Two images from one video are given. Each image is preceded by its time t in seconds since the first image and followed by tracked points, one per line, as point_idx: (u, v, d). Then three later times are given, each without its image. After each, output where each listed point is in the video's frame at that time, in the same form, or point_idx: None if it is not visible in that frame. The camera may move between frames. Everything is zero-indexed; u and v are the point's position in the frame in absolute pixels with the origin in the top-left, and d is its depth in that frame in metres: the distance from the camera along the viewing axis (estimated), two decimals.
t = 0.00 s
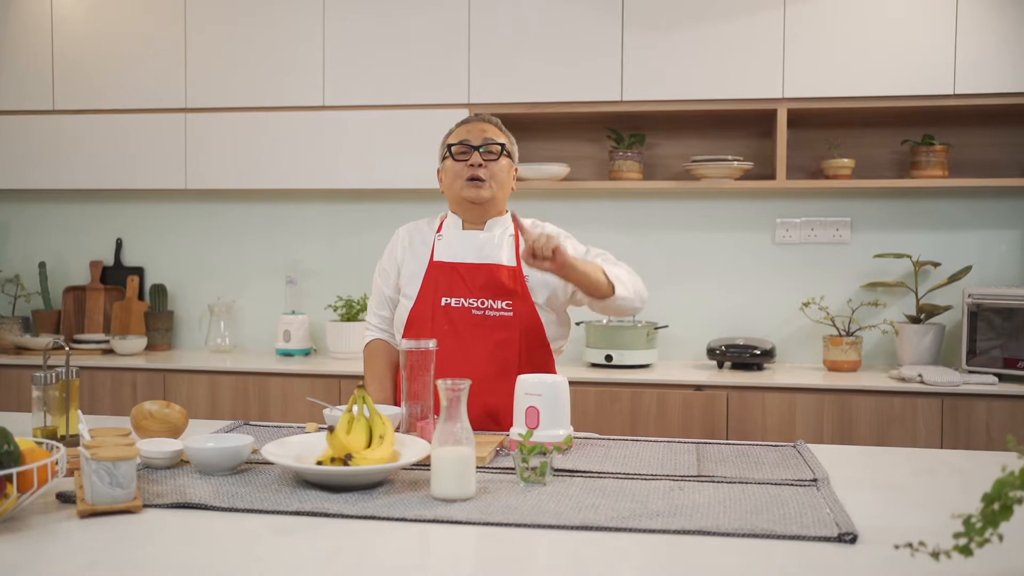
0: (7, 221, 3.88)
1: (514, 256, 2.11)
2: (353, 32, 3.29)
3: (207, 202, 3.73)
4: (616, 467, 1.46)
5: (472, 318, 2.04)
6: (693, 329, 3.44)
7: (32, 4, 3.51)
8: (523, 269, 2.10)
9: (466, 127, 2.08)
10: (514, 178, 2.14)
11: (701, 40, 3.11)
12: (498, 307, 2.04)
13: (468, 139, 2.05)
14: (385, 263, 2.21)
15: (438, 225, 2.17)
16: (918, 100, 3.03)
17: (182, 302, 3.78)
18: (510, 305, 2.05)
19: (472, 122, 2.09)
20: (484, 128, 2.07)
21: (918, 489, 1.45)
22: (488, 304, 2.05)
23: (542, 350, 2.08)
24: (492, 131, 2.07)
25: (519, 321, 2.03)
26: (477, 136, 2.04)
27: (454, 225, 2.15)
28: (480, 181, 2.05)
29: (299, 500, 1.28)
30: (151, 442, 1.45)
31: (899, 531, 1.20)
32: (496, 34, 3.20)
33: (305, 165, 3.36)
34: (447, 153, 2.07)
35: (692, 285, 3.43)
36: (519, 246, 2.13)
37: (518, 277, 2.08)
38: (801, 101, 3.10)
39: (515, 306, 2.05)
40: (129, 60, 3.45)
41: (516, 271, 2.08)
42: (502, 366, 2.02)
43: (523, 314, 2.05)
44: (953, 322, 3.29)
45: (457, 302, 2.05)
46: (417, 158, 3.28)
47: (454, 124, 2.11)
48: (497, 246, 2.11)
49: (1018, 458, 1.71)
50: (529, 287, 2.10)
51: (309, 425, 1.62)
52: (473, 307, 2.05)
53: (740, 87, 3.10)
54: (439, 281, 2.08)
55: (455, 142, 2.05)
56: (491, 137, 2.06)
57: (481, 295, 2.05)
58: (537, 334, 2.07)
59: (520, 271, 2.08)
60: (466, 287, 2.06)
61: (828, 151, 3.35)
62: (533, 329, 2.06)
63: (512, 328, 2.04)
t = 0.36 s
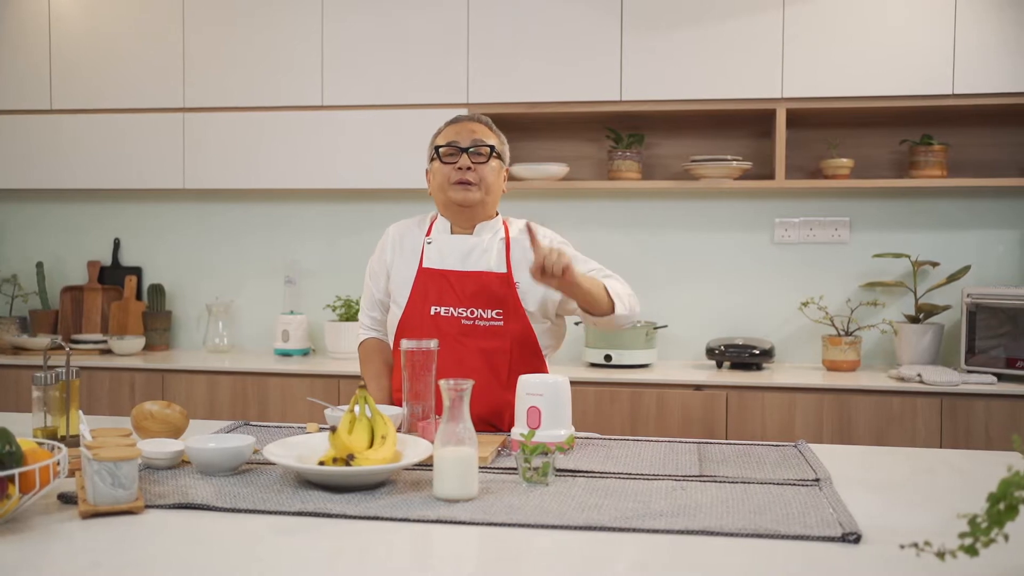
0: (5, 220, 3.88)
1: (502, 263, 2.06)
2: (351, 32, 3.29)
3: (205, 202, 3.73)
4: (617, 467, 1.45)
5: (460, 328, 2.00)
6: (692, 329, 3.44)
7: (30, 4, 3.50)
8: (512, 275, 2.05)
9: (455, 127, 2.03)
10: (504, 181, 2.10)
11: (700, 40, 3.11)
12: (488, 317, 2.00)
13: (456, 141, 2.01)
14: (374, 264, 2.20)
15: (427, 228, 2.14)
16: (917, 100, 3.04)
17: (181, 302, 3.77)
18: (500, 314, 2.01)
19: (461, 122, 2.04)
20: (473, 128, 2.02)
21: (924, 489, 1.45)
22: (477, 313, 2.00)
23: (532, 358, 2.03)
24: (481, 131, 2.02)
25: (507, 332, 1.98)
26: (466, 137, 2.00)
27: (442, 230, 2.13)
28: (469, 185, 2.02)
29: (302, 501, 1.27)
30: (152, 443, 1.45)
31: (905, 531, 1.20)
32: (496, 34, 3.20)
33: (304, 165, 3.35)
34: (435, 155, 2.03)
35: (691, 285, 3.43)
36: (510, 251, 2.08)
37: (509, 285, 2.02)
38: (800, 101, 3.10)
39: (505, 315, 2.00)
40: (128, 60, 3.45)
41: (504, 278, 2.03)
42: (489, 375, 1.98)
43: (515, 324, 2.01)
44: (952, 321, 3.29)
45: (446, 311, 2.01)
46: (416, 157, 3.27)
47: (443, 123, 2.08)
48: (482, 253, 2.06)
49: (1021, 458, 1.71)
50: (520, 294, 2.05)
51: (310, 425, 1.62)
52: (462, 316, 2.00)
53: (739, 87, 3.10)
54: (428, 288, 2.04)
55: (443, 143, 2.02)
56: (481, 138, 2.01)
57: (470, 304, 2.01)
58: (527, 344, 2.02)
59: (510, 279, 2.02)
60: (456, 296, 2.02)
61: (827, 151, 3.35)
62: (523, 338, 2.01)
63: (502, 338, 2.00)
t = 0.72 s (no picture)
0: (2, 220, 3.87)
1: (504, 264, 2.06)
2: (350, 31, 3.28)
3: (203, 202, 3.72)
4: (619, 467, 1.45)
5: (463, 330, 2.00)
6: (691, 328, 3.44)
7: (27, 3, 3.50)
8: (514, 275, 2.05)
9: (460, 129, 1.98)
10: (508, 184, 2.06)
11: (699, 39, 3.11)
12: (489, 319, 2.01)
13: (462, 145, 1.96)
14: (374, 265, 2.19)
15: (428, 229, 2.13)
16: (915, 100, 3.04)
17: (179, 302, 3.76)
18: (502, 315, 2.02)
19: (467, 123, 1.99)
20: (478, 131, 1.97)
21: (926, 488, 1.45)
22: (479, 315, 2.01)
23: (535, 357, 2.04)
24: (487, 135, 1.97)
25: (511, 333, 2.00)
26: (472, 142, 1.95)
27: (443, 231, 2.11)
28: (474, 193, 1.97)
29: (305, 501, 1.27)
30: (153, 444, 1.45)
31: (910, 531, 1.20)
32: (495, 34, 3.20)
33: (302, 165, 3.35)
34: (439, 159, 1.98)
35: (690, 285, 3.44)
36: (510, 252, 2.07)
37: (509, 286, 2.04)
38: (799, 101, 3.10)
39: (507, 316, 2.02)
40: (125, 60, 3.44)
41: (506, 279, 2.04)
42: (492, 377, 1.99)
43: (517, 325, 2.03)
44: (951, 321, 3.29)
45: (448, 314, 2.02)
46: (414, 157, 3.27)
47: (447, 123, 2.02)
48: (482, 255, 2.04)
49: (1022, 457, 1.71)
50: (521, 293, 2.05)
51: (310, 425, 1.62)
52: (465, 319, 2.01)
53: (738, 87, 3.10)
54: (429, 292, 2.05)
55: (448, 147, 1.96)
56: (486, 142, 1.96)
57: (472, 307, 2.01)
58: (529, 344, 2.04)
59: (510, 279, 2.03)
60: (456, 299, 2.02)
61: (825, 151, 3.36)
62: (525, 338, 2.03)
63: (505, 339, 2.01)
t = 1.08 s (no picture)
0: None
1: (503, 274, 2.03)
2: (348, 31, 3.28)
3: (201, 202, 3.71)
4: (621, 467, 1.45)
5: (460, 342, 1.99)
6: (689, 328, 3.44)
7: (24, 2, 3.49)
8: (513, 285, 2.03)
9: (455, 139, 1.97)
10: (506, 192, 2.04)
11: (698, 40, 3.11)
12: (487, 330, 2.00)
13: (456, 158, 1.95)
14: (372, 270, 2.19)
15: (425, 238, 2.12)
16: (913, 100, 3.05)
17: (177, 303, 3.76)
18: (500, 326, 2.01)
19: (461, 132, 1.97)
20: (474, 141, 1.96)
21: (928, 488, 1.45)
22: (477, 327, 2.00)
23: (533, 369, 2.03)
24: (482, 144, 1.96)
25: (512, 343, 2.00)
26: (467, 154, 1.94)
27: (440, 241, 2.11)
28: (470, 205, 1.97)
29: (307, 501, 1.27)
30: (154, 445, 1.44)
31: (913, 532, 1.20)
32: (493, 34, 3.20)
33: (300, 165, 3.34)
34: (434, 171, 1.98)
35: (689, 285, 3.44)
36: (511, 261, 2.05)
37: (508, 297, 2.02)
38: (796, 101, 3.11)
39: (506, 328, 2.01)
40: (123, 60, 3.43)
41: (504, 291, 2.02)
42: (489, 389, 1.98)
43: (515, 337, 2.01)
44: (949, 321, 3.30)
45: (445, 325, 2.01)
46: (413, 157, 3.27)
47: (442, 131, 2.01)
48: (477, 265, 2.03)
49: None
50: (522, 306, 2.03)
51: (310, 425, 1.61)
52: (462, 331, 2.00)
53: (737, 86, 3.10)
54: (427, 303, 2.04)
55: (442, 159, 1.96)
56: (482, 153, 1.95)
57: (470, 318, 2.00)
58: (528, 356, 2.03)
59: (508, 290, 2.02)
60: (454, 310, 2.01)
61: (824, 151, 3.36)
62: (523, 351, 2.02)
63: (503, 351, 2.00)
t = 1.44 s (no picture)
0: None
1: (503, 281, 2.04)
2: (344, 31, 3.28)
3: (197, 202, 3.71)
4: (620, 467, 1.45)
5: (458, 348, 1.98)
6: (686, 328, 3.45)
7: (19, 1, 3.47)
8: (512, 292, 2.03)
9: (457, 140, 1.97)
10: (507, 196, 2.04)
11: (694, 39, 3.11)
12: (485, 337, 1.99)
13: (458, 158, 1.95)
14: (370, 271, 2.19)
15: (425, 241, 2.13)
16: (910, 100, 3.05)
17: (173, 303, 3.75)
18: (498, 334, 2.00)
19: (464, 133, 1.98)
20: (476, 142, 1.96)
21: (926, 488, 1.45)
22: (475, 334, 1.99)
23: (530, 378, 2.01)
24: (485, 146, 1.96)
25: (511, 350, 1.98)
26: (469, 155, 1.95)
27: (439, 245, 2.11)
28: (471, 206, 1.97)
29: (306, 502, 1.27)
30: (151, 445, 1.44)
31: (913, 531, 1.20)
32: (490, 35, 3.20)
33: (296, 165, 3.34)
34: (435, 170, 1.97)
35: (685, 285, 3.44)
36: (511, 267, 2.05)
37: (505, 304, 2.02)
38: (792, 101, 3.11)
39: (504, 335, 1.99)
40: (118, 59, 3.43)
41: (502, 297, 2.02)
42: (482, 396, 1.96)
43: (514, 344, 2.00)
44: (945, 321, 3.30)
45: (443, 330, 2.00)
46: (410, 157, 3.26)
47: (445, 132, 2.01)
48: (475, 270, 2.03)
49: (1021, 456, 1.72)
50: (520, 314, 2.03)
51: (308, 425, 1.61)
52: (460, 336, 1.99)
53: (733, 86, 3.10)
54: (425, 308, 2.03)
55: (444, 159, 1.96)
56: (484, 153, 1.96)
57: (468, 324, 2.00)
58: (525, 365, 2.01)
59: (506, 297, 2.01)
60: (452, 316, 2.00)
61: (820, 151, 3.37)
62: (521, 360, 2.00)
63: (501, 358, 1.99)
